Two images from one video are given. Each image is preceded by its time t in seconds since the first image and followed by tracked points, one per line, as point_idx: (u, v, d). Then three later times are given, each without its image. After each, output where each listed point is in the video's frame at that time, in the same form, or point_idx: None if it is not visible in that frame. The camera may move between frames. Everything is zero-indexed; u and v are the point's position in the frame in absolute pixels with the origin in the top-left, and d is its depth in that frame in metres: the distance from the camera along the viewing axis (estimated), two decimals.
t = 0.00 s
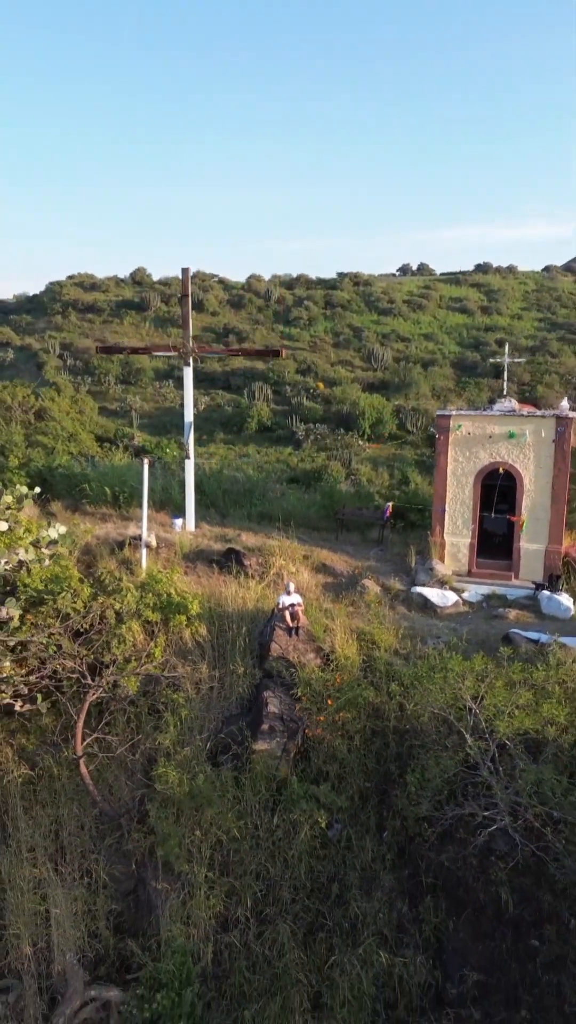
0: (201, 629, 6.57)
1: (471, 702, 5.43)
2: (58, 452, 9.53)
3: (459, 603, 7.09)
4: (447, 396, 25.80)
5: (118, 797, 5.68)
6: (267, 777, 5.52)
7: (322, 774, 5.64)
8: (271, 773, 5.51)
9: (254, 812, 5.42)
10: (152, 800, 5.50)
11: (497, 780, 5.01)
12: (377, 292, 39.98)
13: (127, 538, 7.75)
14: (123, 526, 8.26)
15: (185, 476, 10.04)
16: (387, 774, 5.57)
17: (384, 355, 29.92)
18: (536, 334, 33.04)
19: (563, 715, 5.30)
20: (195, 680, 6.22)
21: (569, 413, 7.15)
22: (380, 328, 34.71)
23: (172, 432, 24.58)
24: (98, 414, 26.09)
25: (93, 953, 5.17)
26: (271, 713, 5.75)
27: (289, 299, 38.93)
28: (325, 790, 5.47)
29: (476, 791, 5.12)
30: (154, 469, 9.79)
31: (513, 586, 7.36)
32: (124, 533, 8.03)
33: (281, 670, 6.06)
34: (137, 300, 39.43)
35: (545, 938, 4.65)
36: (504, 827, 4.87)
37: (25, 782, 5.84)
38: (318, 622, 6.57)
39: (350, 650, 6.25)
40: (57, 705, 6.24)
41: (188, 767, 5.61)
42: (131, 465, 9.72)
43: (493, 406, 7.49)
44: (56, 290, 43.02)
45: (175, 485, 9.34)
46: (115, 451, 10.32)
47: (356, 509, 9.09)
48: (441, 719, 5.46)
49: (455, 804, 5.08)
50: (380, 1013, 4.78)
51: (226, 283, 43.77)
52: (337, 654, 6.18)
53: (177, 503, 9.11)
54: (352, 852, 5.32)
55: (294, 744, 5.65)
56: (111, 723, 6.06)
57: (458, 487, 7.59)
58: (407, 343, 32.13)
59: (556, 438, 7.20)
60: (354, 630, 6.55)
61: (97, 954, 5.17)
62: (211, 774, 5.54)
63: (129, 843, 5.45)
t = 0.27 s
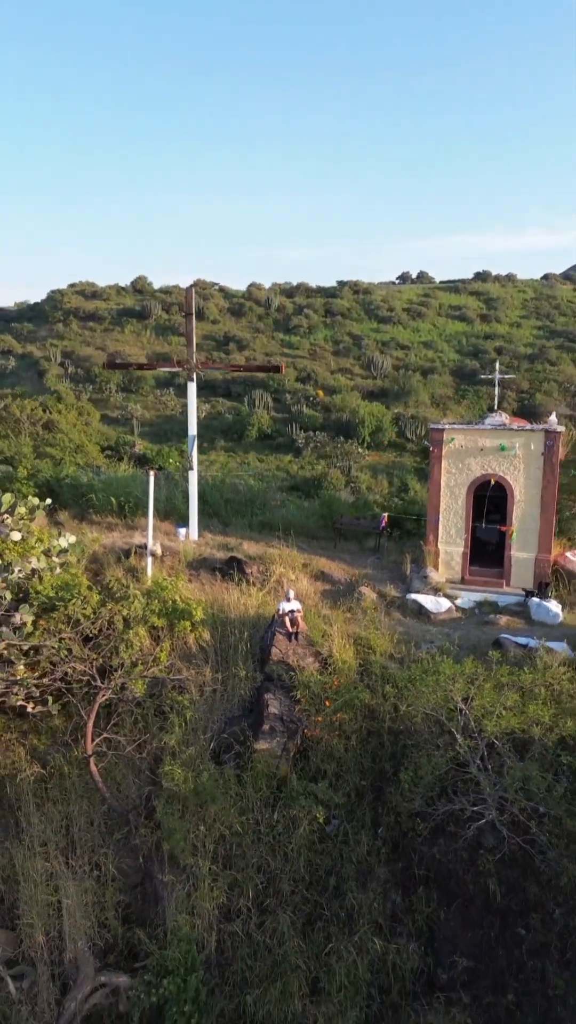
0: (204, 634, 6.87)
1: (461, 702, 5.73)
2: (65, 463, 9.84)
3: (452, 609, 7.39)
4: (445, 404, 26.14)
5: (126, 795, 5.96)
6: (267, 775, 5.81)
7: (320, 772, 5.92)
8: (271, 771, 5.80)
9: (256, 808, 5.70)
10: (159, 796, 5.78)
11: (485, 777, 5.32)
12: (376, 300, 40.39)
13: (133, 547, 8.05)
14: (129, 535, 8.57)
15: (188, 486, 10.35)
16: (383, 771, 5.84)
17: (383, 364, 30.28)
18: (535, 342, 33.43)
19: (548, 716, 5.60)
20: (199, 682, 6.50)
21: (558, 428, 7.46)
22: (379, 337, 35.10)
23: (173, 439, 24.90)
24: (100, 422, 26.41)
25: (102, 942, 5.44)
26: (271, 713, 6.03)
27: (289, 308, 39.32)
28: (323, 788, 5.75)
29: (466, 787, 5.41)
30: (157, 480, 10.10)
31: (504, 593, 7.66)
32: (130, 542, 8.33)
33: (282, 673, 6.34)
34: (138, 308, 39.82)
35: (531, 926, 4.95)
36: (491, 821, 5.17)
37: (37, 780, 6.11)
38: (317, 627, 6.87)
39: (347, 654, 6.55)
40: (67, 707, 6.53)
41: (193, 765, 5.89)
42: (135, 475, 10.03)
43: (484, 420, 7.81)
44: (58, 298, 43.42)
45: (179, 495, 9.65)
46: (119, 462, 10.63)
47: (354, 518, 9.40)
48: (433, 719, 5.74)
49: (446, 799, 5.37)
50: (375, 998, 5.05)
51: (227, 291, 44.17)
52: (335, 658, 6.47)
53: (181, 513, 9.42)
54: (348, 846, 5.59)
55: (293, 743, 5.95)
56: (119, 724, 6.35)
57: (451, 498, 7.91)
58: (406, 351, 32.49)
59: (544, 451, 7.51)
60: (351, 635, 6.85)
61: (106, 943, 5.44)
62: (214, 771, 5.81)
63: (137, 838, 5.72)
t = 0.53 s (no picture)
0: (208, 639, 7.17)
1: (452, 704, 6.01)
2: (72, 473, 10.16)
3: (446, 614, 7.68)
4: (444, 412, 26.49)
5: (134, 792, 6.25)
6: (268, 773, 6.09)
7: (319, 771, 6.21)
8: (272, 769, 6.08)
9: (258, 804, 5.99)
10: (165, 793, 6.07)
11: (475, 774, 5.60)
12: (376, 307, 40.81)
13: (139, 555, 8.36)
14: (134, 543, 8.88)
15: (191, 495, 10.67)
16: (378, 770, 6.13)
17: (383, 372, 30.65)
18: (534, 350, 33.79)
19: (535, 716, 5.89)
20: (203, 685, 6.80)
21: (547, 440, 7.77)
22: (379, 344, 35.47)
23: (175, 446, 25.23)
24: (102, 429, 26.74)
25: (111, 931, 5.72)
26: (272, 714, 6.32)
27: (290, 315, 39.72)
28: (321, 785, 6.03)
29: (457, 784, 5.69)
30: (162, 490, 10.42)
31: (496, 600, 7.97)
32: (136, 550, 8.64)
33: (282, 676, 6.64)
34: (140, 316, 40.21)
35: (518, 916, 5.23)
36: (481, 816, 5.46)
37: (49, 778, 6.40)
38: (316, 632, 7.17)
39: (345, 658, 6.84)
40: (77, 709, 6.82)
41: (198, 763, 6.17)
42: (140, 485, 10.35)
43: (477, 433, 8.12)
44: (60, 306, 43.84)
45: (183, 504, 9.97)
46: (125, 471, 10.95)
47: (352, 527, 9.72)
48: (426, 719, 6.03)
49: (438, 796, 5.65)
50: (371, 984, 5.33)
51: (228, 300, 44.61)
52: (333, 661, 6.76)
53: (184, 522, 9.74)
54: (346, 841, 5.87)
55: (293, 743, 6.23)
56: (127, 725, 6.65)
57: (446, 508, 8.22)
58: (406, 359, 32.87)
59: (535, 463, 7.82)
60: (349, 639, 7.15)
61: (115, 933, 5.72)
62: (218, 770, 6.10)
63: (144, 833, 6.01)
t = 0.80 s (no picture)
0: (212, 644, 7.46)
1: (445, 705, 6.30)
2: (79, 483, 10.48)
3: (441, 620, 7.98)
4: (443, 420, 26.83)
5: (141, 791, 6.54)
6: (269, 772, 6.37)
7: (318, 770, 6.50)
8: (273, 768, 6.37)
9: (259, 802, 6.27)
10: (171, 791, 6.36)
11: (466, 772, 5.88)
12: (376, 315, 41.19)
13: (145, 563, 8.67)
14: (140, 551, 9.18)
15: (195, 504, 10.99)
16: (375, 769, 6.42)
17: (382, 380, 31.00)
18: (532, 357, 34.15)
19: (524, 717, 6.18)
20: (207, 688, 7.09)
21: (537, 452, 8.08)
22: (379, 351, 35.83)
23: (177, 454, 25.56)
24: (105, 436, 27.08)
25: (120, 923, 5.99)
26: (273, 715, 6.61)
27: (290, 322, 40.09)
28: (320, 783, 6.32)
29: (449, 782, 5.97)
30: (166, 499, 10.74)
31: (489, 606, 8.27)
32: (141, 557, 8.95)
33: (283, 678, 6.93)
34: (142, 323, 40.58)
35: (507, 907, 5.52)
36: (472, 812, 5.74)
37: (59, 777, 6.69)
38: (315, 637, 7.47)
39: (342, 662, 7.14)
40: (86, 711, 7.11)
41: (202, 762, 6.46)
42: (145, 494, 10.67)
43: (470, 445, 8.43)
44: (62, 314, 44.28)
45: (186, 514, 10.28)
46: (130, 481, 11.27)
47: (350, 536, 10.03)
48: (420, 720, 6.30)
49: (431, 793, 5.93)
50: (367, 971, 5.61)
51: (229, 307, 45.05)
52: (331, 665, 7.06)
53: (188, 530, 10.05)
54: (343, 837, 6.15)
55: (293, 743, 6.52)
56: (134, 726, 6.95)
57: (440, 518, 8.53)
58: (405, 366, 33.22)
59: (526, 474, 8.13)
60: (347, 644, 7.45)
61: (124, 924, 5.99)
62: (222, 769, 6.39)
63: (151, 829, 6.30)
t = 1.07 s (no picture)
0: (215, 649, 7.76)
1: (438, 707, 6.58)
2: (85, 493, 10.81)
3: (435, 626, 8.28)
4: (441, 428, 27.17)
5: (148, 790, 6.83)
6: (271, 771, 6.66)
7: (316, 770, 6.78)
8: (274, 768, 6.65)
9: (261, 800, 6.55)
10: (177, 790, 6.64)
11: (459, 771, 6.15)
12: (375, 323, 41.58)
13: (150, 570, 8.98)
14: (145, 559, 9.50)
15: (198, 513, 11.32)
16: (372, 769, 6.70)
17: (381, 388, 31.37)
18: (531, 365, 34.56)
19: (513, 718, 6.47)
20: (210, 691, 7.38)
21: (528, 464, 8.39)
22: (378, 359, 36.20)
23: (178, 461, 25.93)
24: (107, 444, 27.43)
25: (127, 915, 6.27)
26: (274, 717, 6.89)
27: (290, 330, 40.49)
28: (319, 782, 6.60)
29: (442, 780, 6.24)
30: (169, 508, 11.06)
31: (482, 613, 8.57)
32: (146, 565, 9.26)
33: (283, 682, 7.22)
34: (143, 331, 40.97)
35: (497, 900, 5.79)
36: (463, 809, 6.01)
37: (69, 776, 6.98)
38: (314, 642, 7.77)
39: (340, 666, 7.43)
40: (94, 713, 7.40)
41: (206, 762, 6.74)
42: (149, 503, 10.99)
43: (464, 458, 8.74)
44: (64, 322, 44.69)
45: (189, 522, 10.60)
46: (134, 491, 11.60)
47: (348, 544, 10.35)
48: (415, 722, 6.59)
49: (425, 791, 6.21)
50: (363, 961, 5.87)
51: (230, 315, 45.47)
52: (330, 669, 7.35)
53: (191, 539, 10.37)
54: (341, 833, 6.43)
55: (293, 743, 6.80)
56: (140, 728, 7.24)
57: (435, 527, 8.84)
58: (404, 374, 33.59)
59: (517, 485, 8.45)
60: (345, 649, 7.75)
61: (131, 916, 6.28)
62: (225, 769, 6.67)
63: (157, 826, 6.60)
